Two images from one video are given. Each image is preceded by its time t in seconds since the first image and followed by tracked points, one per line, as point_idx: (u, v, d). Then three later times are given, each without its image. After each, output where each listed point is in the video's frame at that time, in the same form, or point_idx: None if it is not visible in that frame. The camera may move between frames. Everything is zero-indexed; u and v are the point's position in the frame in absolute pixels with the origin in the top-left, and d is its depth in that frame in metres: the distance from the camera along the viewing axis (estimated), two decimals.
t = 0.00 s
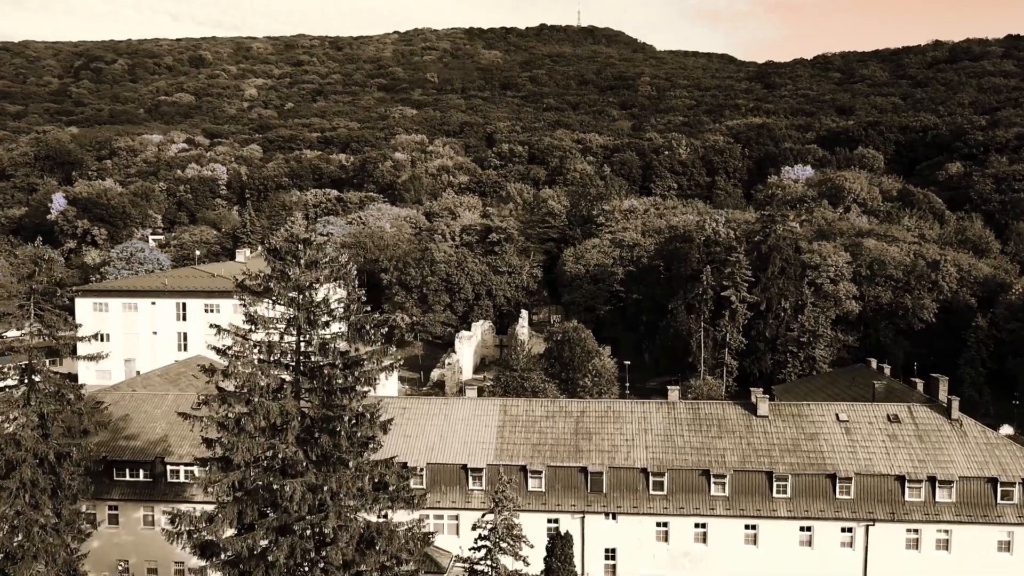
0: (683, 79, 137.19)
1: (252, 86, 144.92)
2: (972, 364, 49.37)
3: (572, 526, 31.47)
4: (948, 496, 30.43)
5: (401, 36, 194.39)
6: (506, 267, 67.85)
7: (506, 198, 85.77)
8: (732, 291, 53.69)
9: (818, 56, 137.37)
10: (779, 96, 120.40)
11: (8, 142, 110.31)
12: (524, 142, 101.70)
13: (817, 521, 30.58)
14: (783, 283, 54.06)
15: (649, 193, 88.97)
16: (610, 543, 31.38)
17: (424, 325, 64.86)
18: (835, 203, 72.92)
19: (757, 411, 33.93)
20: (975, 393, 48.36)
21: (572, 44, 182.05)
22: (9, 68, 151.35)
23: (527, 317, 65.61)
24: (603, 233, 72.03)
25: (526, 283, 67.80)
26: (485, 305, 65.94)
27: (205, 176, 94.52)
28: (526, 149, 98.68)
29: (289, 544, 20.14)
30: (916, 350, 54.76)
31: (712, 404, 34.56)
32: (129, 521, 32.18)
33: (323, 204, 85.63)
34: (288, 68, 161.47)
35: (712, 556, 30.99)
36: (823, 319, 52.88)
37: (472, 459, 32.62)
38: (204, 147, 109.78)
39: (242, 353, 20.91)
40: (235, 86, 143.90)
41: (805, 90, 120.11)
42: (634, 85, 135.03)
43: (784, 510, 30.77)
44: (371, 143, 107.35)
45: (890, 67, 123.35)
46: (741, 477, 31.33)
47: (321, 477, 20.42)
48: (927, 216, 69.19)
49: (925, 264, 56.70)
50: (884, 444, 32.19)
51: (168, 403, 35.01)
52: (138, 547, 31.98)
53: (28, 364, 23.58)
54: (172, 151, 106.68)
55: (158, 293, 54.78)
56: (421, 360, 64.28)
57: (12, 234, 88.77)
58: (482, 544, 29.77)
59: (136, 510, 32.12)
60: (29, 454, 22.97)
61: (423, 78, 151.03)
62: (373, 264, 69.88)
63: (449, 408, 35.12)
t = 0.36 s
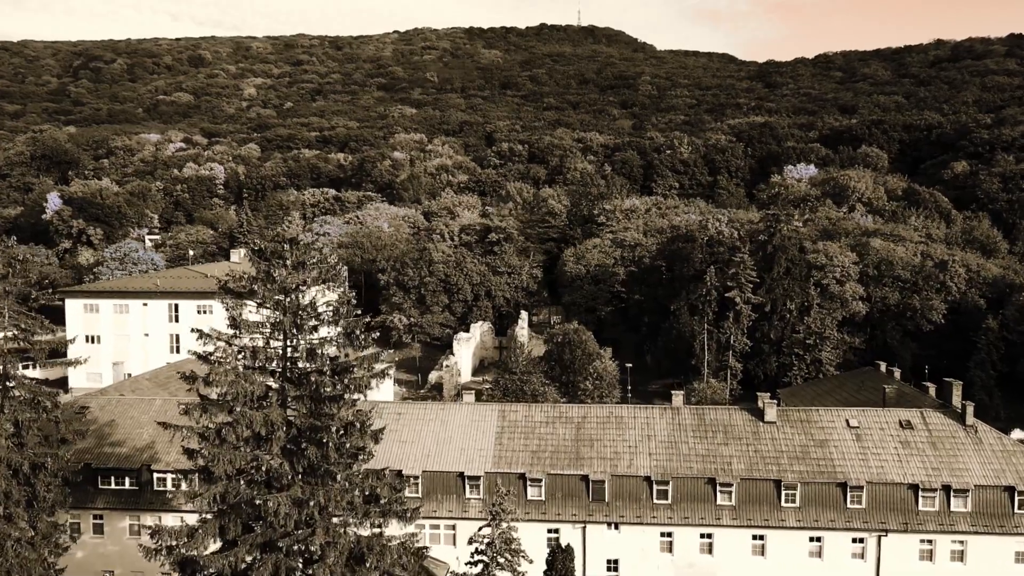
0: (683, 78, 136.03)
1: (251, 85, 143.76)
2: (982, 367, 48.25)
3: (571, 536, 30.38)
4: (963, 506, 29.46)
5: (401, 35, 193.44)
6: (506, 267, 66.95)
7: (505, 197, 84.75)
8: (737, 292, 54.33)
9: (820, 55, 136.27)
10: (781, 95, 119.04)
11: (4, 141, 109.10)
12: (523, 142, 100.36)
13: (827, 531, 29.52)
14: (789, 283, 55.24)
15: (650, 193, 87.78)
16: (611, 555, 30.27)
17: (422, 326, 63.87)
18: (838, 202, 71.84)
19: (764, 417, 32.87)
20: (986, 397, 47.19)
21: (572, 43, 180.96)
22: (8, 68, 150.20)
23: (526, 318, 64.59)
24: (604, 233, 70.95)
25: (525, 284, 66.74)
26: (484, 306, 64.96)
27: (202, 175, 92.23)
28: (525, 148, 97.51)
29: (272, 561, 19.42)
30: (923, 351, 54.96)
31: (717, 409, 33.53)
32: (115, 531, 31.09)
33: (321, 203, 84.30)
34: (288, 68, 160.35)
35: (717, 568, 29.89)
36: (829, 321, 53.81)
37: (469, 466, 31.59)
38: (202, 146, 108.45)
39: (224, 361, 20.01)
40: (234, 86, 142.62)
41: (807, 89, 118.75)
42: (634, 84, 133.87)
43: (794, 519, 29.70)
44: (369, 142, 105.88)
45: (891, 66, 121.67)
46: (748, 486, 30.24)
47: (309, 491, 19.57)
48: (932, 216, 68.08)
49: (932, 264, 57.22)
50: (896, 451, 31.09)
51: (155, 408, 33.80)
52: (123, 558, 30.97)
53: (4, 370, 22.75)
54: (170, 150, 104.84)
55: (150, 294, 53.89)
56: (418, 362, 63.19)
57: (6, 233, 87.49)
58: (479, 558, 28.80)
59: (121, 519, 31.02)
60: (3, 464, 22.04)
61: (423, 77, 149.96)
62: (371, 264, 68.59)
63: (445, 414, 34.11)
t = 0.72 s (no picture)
0: (684, 77, 134.87)
1: (250, 84, 142.38)
2: (993, 370, 47.30)
3: (576, 546, 31.89)
4: (980, 516, 30.91)
5: (401, 35, 191.96)
6: (505, 269, 65.80)
7: (505, 197, 83.76)
8: (741, 293, 54.99)
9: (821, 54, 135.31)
10: (784, 94, 117.65)
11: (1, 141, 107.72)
12: (524, 141, 98.98)
13: (837, 542, 30.98)
14: (795, 284, 55.65)
15: (651, 192, 86.70)
16: (614, 565, 31.79)
17: (420, 327, 62.87)
18: (843, 201, 70.62)
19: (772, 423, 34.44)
20: (997, 401, 46.23)
21: (572, 43, 179.64)
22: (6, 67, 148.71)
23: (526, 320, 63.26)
24: (604, 233, 70.03)
25: (525, 285, 65.63)
26: (483, 307, 63.96)
27: (199, 174, 90.60)
28: (525, 147, 96.36)
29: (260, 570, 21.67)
30: (930, 354, 55.69)
31: (723, 416, 35.10)
32: (99, 541, 30.59)
33: (318, 204, 81.02)
34: (287, 67, 158.87)
35: None
36: (836, 322, 53.96)
37: (466, 474, 33.17)
38: (200, 145, 106.89)
39: (208, 365, 22.82)
40: (233, 85, 141.29)
41: (809, 88, 117.41)
42: (635, 83, 132.68)
43: (804, 530, 31.18)
44: (368, 140, 104.32)
45: (894, 65, 119.80)
46: (755, 495, 31.77)
47: (292, 506, 21.76)
48: (939, 215, 67.06)
49: (941, 265, 57.26)
50: (909, 458, 32.64)
51: (142, 414, 33.28)
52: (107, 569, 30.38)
53: None
54: (167, 150, 102.87)
55: (141, 296, 53.90)
56: (416, 364, 62.52)
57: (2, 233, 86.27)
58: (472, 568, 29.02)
59: (106, 529, 30.57)
60: None
61: (423, 76, 148.56)
62: (368, 265, 67.27)
63: (442, 419, 35.81)
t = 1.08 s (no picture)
0: (685, 76, 133.78)
1: (249, 84, 141.28)
2: (1004, 372, 46.67)
3: (576, 556, 31.60)
4: (996, 527, 30.60)
5: (400, 35, 190.89)
6: (504, 269, 64.57)
7: (504, 196, 82.72)
8: (746, 294, 54.91)
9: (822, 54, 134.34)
10: (785, 93, 116.48)
11: None
12: (523, 140, 97.94)
13: (847, 553, 30.73)
14: (801, 285, 55.54)
15: (652, 191, 85.67)
16: None
17: (418, 328, 62.00)
18: (846, 201, 69.38)
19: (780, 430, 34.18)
20: (1008, 404, 45.64)
21: (572, 43, 178.62)
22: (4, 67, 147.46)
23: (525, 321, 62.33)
24: (605, 233, 69.00)
25: (525, 285, 64.46)
26: (483, 308, 62.76)
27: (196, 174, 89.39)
28: (525, 146, 95.29)
29: None
30: (938, 356, 55.50)
31: (728, 422, 34.80)
32: (82, 550, 30.56)
33: (315, 203, 79.10)
34: (286, 66, 157.66)
35: None
36: (842, 324, 54.68)
37: (463, 483, 32.94)
38: (197, 145, 105.49)
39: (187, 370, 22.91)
40: (231, 85, 140.21)
41: (810, 87, 116.14)
42: (636, 82, 131.55)
43: (813, 541, 30.92)
44: (366, 139, 103.02)
45: (895, 64, 118.28)
46: (762, 504, 31.52)
47: (276, 523, 22.10)
48: (945, 215, 66.05)
49: (949, 267, 57.31)
50: (921, 466, 32.35)
51: (126, 420, 33.04)
52: None
53: None
54: (165, 149, 101.35)
55: (132, 297, 53.41)
56: (413, 366, 61.71)
57: None
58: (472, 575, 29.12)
59: (89, 538, 30.54)
60: None
61: (422, 76, 147.42)
62: (365, 265, 65.98)
63: (439, 425, 35.61)
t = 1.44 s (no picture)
0: (686, 76, 132.76)
1: (247, 83, 140.37)
2: (1012, 377, 46.36)
3: (576, 568, 30.77)
4: (1013, 538, 29.73)
5: (400, 34, 189.80)
6: (502, 269, 63.68)
7: (503, 196, 81.74)
8: (750, 295, 54.66)
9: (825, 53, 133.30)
10: (787, 93, 115.33)
11: None
12: (523, 139, 96.98)
13: (858, 564, 29.82)
14: (805, 286, 55.72)
15: (653, 191, 84.73)
16: None
17: (416, 330, 61.21)
18: (849, 200, 68.28)
19: (788, 437, 33.39)
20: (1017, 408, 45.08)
21: (573, 42, 177.57)
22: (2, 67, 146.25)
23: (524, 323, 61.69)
24: (606, 233, 68.07)
25: (524, 286, 63.49)
26: (481, 309, 61.83)
27: (194, 173, 88.27)
28: (525, 146, 94.26)
29: None
30: (946, 358, 55.34)
31: (734, 428, 34.03)
32: (66, 562, 29.70)
33: (312, 203, 77.80)
34: (284, 66, 156.67)
35: None
36: (848, 326, 54.74)
37: (459, 491, 32.19)
38: (195, 144, 104.21)
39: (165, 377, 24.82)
40: (229, 84, 139.19)
41: (812, 87, 114.99)
42: (637, 82, 130.51)
43: (822, 552, 30.00)
44: (365, 139, 101.85)
45: (897, 64, 117.02)
46: (769, 514, 30.58)
47: (257, 542, 24.02)
48: (950, 214, 65.13)
49: (958, 267, 56.96)
50: (935, 475, 31.50)
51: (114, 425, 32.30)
52: None
53: None
54: (162, 148, 99.95)
55: (124, 299, 52.90)
56: (411, 368, 60.90)
57: None
58: None
59: (72, 548, 29.62)
60: None
61: (421, 75, 146.33)
62: (363, 265, 64.92)
63: (434, 433, 34.97)
